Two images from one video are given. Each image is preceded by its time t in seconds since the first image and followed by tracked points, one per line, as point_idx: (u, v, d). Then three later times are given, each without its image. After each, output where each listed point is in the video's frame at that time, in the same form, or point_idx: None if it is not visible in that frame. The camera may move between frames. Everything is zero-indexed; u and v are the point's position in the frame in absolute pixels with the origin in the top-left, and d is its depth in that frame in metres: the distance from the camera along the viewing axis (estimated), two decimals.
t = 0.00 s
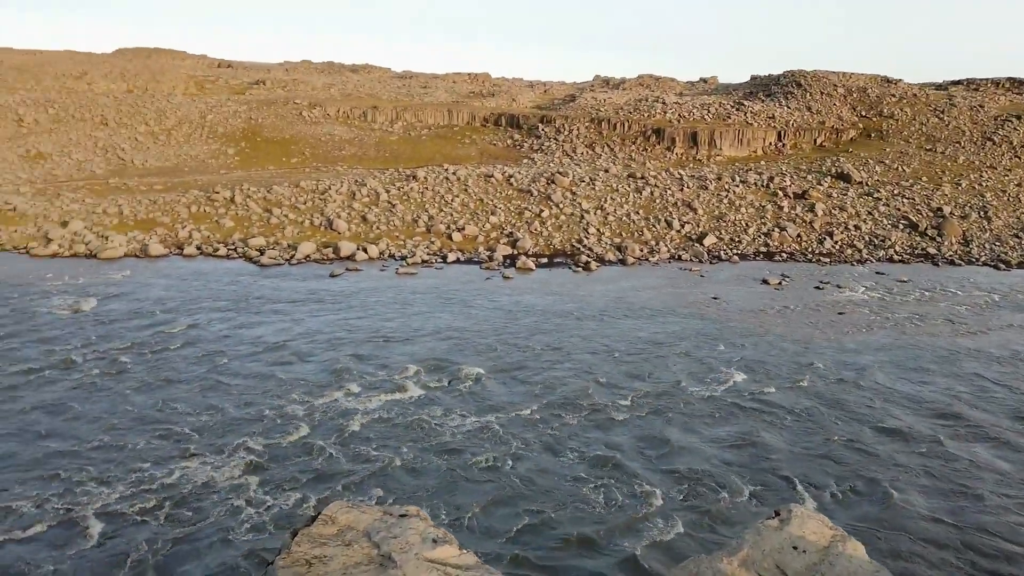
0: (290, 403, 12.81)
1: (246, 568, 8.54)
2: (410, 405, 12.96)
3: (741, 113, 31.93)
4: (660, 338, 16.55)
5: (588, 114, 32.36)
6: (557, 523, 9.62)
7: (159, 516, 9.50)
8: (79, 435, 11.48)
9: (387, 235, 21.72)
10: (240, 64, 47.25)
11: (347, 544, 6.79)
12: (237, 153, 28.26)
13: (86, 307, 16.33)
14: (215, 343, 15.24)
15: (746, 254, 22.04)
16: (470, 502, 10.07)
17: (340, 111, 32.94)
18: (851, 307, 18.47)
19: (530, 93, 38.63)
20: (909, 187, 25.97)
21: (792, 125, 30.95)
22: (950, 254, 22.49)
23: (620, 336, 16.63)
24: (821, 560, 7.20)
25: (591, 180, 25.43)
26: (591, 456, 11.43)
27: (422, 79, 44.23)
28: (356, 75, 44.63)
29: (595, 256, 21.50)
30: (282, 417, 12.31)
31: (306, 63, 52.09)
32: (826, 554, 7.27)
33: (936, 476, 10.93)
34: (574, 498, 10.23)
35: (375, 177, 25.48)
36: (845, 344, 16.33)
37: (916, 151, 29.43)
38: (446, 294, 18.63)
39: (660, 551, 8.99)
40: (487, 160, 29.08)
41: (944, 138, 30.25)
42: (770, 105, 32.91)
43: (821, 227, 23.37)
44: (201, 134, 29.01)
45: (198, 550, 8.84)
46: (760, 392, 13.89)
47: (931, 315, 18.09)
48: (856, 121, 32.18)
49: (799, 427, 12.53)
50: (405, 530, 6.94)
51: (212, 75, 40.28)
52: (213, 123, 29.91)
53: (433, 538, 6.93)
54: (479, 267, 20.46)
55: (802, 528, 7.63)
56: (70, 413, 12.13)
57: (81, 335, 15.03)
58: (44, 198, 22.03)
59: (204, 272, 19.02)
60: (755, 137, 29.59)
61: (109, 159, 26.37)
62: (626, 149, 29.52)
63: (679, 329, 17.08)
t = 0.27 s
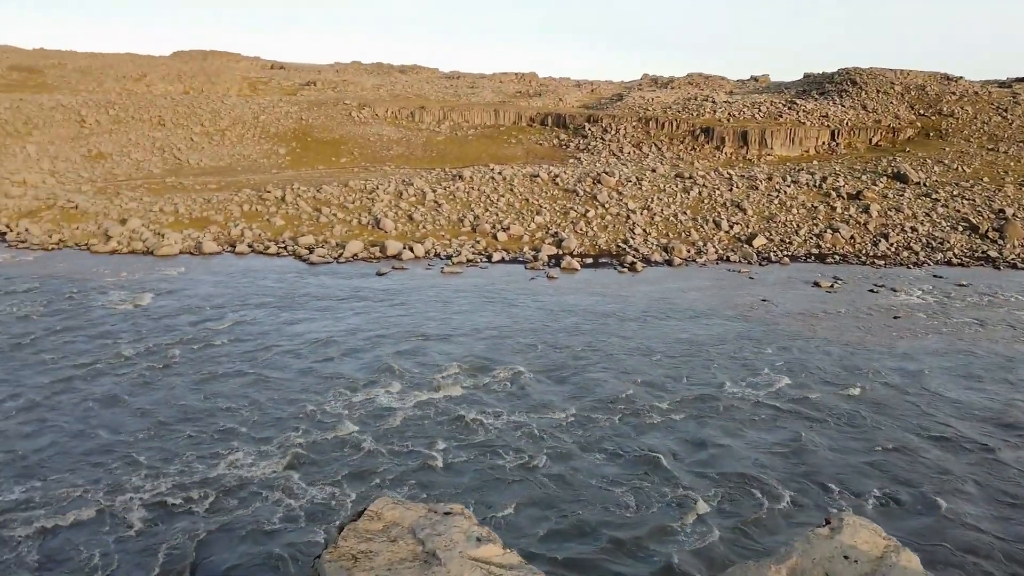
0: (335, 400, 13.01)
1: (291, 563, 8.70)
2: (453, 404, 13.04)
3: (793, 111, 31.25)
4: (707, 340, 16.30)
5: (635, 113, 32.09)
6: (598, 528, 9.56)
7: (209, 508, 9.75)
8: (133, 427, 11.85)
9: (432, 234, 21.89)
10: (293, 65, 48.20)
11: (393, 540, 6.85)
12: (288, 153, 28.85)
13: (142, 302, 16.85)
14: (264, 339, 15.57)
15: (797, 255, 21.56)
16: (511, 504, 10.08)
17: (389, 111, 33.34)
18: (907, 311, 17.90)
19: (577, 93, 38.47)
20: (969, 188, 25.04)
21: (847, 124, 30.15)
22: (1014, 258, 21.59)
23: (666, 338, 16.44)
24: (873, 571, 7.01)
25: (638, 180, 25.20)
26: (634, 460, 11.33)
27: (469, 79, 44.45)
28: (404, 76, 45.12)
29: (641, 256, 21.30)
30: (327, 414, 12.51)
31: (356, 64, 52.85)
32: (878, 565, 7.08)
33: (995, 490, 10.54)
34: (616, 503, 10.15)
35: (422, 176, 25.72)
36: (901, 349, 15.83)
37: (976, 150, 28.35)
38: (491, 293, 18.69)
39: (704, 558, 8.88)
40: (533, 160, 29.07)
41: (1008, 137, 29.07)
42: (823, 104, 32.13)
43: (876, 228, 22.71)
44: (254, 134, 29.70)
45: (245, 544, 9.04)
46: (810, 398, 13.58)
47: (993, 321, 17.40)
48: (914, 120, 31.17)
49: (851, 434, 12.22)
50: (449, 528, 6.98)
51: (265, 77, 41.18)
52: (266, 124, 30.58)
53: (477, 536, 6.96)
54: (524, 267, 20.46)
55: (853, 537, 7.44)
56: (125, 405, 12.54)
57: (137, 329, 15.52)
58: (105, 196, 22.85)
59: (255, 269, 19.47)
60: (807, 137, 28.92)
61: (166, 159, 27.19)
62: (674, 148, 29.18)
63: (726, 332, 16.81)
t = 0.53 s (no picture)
0: (383, 394, 13.15)
1: (339, 555, 8.81)
2: (499, 402, 13.06)
3: (850, 108, 30.46)
4: (757, 340, 16.02)
5: (685, 110, 31.71)
6: (644, 530, 9.45)
7: (259, 498, 9.94)
8: (188, 416, 12.16)
9: (479, 231, 21.98)
10: (345, 64, 48.97)
11: (444, 533, 6.88)
12: (339, 150, 29.32)
13: (197, 295, 17.30)
14: (313, 332, 15.83)
15: (852, 255, 21.02)
16: (557, 503, 10.04)
17: (438, 109, 33.60)
18: (969, 314, 17.29)
19: (626, 90, 38.21)
20: None
21: (906, 120, 29.24)
22: None
23: (715, 338, 16.21)
24: None
25: (687, 177, 24.90)
26: (682, 462, 11.17)
27: (518, 76, 44.52)
28: (453, 74, 45.41)
29: (690, 255, 21.04)
30: (375, 407, 12.65)
31: (406, 62, 53.41)
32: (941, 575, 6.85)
33: None
34: (663, 505, 10.03)
35: (470, 173, 25.87)
36: (962, 353, 15.29)
37: None
38: (538, 290, 18.69)
39: (753, 563, 8.75)
40: (581, 157, 28.97)
41: None
42: (882, 100, 31.23)
43: (936, 228, 21.99)
44: (307, 132, 30.26)
45: (295, 534, 9.19)
46: (864, 401, 13.23)
47: None
48: (978, 116, 30.04)
49: (908, 440, 11.87)
50: (500, 523, 6.99)
51: (318, 75, 41.92)
52: (318, 121, 31.13)
53: (528, 531, 6.95)
54: (570, 264, 20.40)
55: (914, 545, 7.21)
56: (181, 395, 12.88)
57: (192, 321, 15.94)
58: (164, 192, 23.57)
59: (307, 264, 19.84)
60: (864, 134, 28.16)
61: (222, 155, 27.90)
62: (724, 145, 28.74)
63: (778, 332, 16.48)
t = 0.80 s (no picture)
0: (433, 388, 13.24)
1: (390, 547, 8.89)
2: (549, 399, 13.02)
3: (915, 102, 29.44)
4: (814, 341, 15.65)
5: (741, 104, 31.14)
6: (696, 533, 9.29)
7: (311, 487, 10.09)
8: (244, 404, 12.44)
9: (530, 226, 21.99)
10: (399, 59, 49.51)
11: (499, 526, 6.90)
12: (392, 144, 29.66)
13: (253, 286, 17.71)
14: (365, 325, 16.03)
15: (914, 255, 20.36)
16: (606, 503, 9.94)
17: (490, 104, 33.73)
18: None
19: (680, 84, 37.72)
20: None
21: (975, 114, 28.11)
22: None
23: (770, 337, 15.90)
24: None
25: (742, 173, 24.46)
26: (735, 465, 10.95)
27: (570, 71, 44.36)
28: (506, 68, 45.48)
29: (744, 252, 20.68)
30: (425, 401, 12.73)
31: (459, 57, 53.71)
32: None
33: None
34: (715, 508, 9.84)
35: (521, 168, 25.90)
36: None
37: None
38: (588, 286, 18.61)
39: (808, 569, 8.58)
40: (633, 152, 28.72)
41: None
42: (949, 94, 30.10)
43: (1005, 228, 21.12)
44: (360, 127, 30.70)
45: (347, 525, 9.31)
46: (926, 406, 12.82)
47: None
48: None
49: (972, 447, 11.46)
50: (555, 518, 6.97)
51: (372, 70, 42.47)
52: (372, 116, 31.55)
53: (582, 528, 6.93)
54: (621, 260, 20.25)
55: (982, 555, 6.96)
56: (236, 383, 13.18)
57: (248, 311, 16.32)
58: (223, 185, 24.22)
59: (359, 257, 20.14)
60: (930, 129, 27.20)
61: (278, 149, 28.51)
62: (781, 141, 28.11)
63: (835, 332, 16.08)
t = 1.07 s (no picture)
0: (475, 384, 13.27)
1: (433, 543, 8.91)
2: (591, 397, 12.94)
3: (972, 97, 28.50)
4: (861, 342, 15.31)
5: (790, 100, 30.58)
6: (741, 539, 9.12)
7: (354, 480, 10.18)
8: (289, 396, 12.64)
9: (571, 223, 21.94)
10: (443, 56, 49.79)
11: (544, 523, 6.89)
12: (435, 141, 29.86)
13: (297, 280, 17.97)
14: (407, 319, 16.17)
15: (969, 256, 19.76)
16: (650, 505, 9.82)
17: (533, 100, 33.71)
18: None
19: (727, 80, 37.21)
20: None
21: None
22: None
23: (816, 338, 15.60)
24: None
25: (790, 170, 24.03)
26: (782, 471, 10.72)
27: (615, 66, 44.07)
28: (549, 64, 45.38)
29: (790, 251, 20.32)
30: (467, 398, 12.76)
31: (503, 53, 53.79)
32: None
33: None
34: (762, 513, 9.64)
35: (563, 165, 25.86)
36: None
37: None
38: (630, 284, 18.50)
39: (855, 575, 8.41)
40: (677, 148, 28.43)
41: None
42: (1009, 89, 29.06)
43: None
44: (404, 123, 30.97)
45: (389, 519, 9.36)
46: (980, 412, 12.44)
47: None
48: None
49: None
50: (599, 516, 6.94)
51: (416, 67, 42.79)
52: (415, 112, 31.80)
53: (627, 527, 6.89)
54: (663, 258, 20.07)
55: None
56: (282, 375, 13.39)
57: (292, 305, 16.57)
58: (270, 180, 24.66)
59: (402, 252, 20.33)
60: (987, 125, 26.31)
61: (324, 145, 28.91)
62: (831, 137, 27.50)
63: (885, 334, 15.70)
